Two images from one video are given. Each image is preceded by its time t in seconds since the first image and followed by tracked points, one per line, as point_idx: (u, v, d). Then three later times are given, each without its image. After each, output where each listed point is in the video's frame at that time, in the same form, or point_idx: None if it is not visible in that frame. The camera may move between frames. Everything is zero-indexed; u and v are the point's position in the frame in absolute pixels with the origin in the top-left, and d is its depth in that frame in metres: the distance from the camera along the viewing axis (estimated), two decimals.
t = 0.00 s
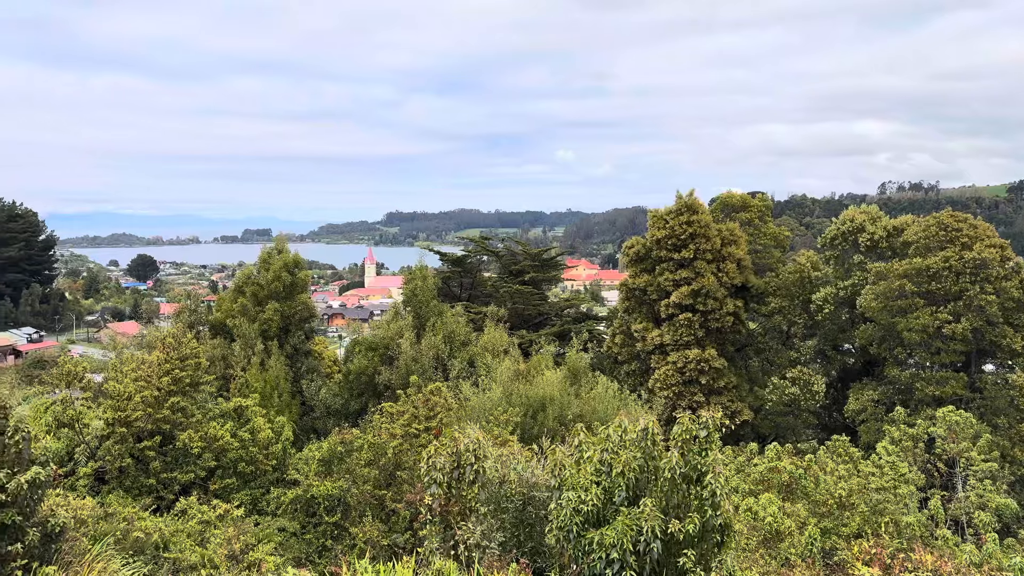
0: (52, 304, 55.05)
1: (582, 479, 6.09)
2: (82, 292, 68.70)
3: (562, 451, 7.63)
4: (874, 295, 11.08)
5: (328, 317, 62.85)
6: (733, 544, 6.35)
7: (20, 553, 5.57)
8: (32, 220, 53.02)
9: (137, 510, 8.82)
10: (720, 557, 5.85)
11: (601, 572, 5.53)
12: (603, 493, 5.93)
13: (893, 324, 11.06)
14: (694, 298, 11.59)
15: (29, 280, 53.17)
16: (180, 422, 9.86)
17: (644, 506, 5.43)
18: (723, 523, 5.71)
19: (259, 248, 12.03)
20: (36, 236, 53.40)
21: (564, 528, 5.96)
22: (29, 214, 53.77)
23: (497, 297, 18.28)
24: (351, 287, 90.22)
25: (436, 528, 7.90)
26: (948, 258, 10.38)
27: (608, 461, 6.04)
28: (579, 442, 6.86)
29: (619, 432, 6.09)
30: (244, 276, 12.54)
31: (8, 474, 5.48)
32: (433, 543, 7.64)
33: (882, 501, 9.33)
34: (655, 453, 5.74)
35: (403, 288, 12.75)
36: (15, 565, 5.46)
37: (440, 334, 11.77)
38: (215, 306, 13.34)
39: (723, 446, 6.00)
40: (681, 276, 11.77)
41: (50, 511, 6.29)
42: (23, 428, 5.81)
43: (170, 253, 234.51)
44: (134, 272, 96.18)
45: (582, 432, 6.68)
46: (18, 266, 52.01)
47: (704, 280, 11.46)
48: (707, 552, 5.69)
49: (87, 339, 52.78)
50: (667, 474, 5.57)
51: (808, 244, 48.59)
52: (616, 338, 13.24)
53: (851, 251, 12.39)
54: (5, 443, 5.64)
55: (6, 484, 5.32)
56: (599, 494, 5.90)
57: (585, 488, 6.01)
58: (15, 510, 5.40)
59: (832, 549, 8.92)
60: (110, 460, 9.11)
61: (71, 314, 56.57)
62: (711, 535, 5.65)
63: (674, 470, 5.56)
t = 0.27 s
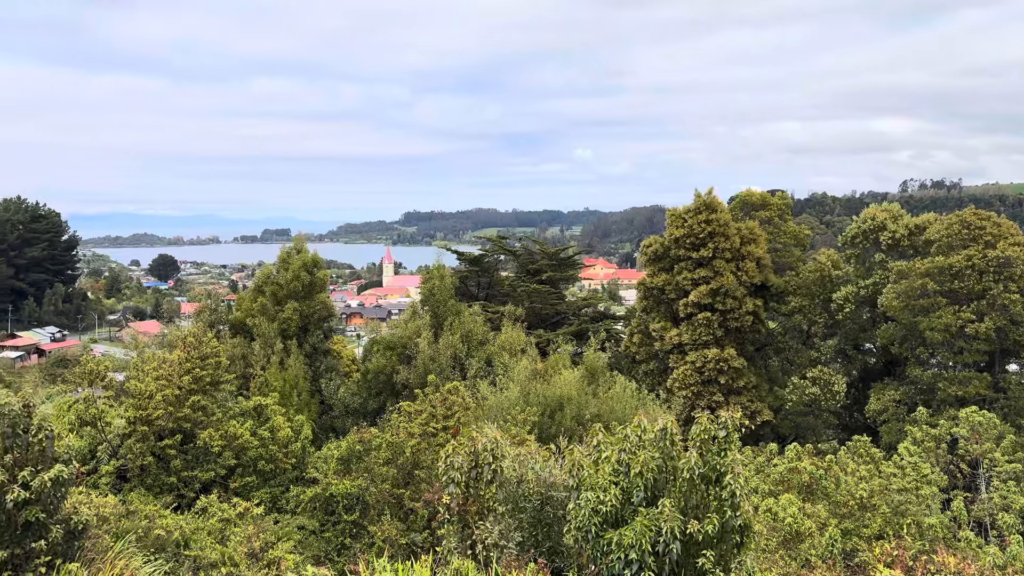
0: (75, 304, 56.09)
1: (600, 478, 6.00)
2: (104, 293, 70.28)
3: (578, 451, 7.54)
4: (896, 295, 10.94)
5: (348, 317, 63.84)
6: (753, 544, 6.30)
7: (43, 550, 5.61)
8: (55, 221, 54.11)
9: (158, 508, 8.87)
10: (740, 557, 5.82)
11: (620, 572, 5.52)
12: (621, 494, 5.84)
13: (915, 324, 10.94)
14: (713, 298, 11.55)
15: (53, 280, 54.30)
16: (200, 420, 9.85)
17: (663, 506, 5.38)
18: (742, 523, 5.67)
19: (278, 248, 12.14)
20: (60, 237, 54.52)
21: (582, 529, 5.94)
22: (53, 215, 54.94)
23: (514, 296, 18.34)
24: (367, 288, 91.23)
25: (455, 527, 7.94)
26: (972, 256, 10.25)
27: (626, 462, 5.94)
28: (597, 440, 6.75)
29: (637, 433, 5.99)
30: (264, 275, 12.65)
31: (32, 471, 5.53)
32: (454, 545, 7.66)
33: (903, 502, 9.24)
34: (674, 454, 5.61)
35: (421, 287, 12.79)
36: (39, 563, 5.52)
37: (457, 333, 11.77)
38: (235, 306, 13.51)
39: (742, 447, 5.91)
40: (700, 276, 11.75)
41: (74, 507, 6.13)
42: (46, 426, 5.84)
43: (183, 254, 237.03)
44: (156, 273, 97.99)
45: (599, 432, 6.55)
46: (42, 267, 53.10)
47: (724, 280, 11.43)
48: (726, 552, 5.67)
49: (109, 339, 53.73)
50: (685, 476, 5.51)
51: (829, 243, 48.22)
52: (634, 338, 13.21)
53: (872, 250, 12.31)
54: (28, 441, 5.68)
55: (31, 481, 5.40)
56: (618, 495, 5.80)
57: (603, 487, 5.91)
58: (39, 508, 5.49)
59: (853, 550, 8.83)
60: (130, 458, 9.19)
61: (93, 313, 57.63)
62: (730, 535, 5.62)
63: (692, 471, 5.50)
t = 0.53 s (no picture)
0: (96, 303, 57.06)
1: (618, 478, 5.98)
2: (125, 293, 71.60)
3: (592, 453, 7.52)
4: (918, 293, 10.78)
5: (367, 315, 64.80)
6: (771, 545, 6.24)
7: (66, 546, 5.65)
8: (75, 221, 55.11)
9: (178, 505, 8.82)
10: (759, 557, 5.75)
11: (638, 572, 5.44)
12: (639, 493, 5.81)
13: (937, 323, 10.83)
14: (731, 297, 11.78)
15: (74, 280, 55.33)
16: (221, 419, 9.94)
17: (682, 506, 5.31)
18: (762, 524, 5.59)
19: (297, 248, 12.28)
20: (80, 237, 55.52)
21: (600, 528, 5.88)
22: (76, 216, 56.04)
23: (531, 295, 18.44)
24: (383, 287, 92.40)
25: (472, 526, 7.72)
26: (994, 255, 10.14)
27: (644, 461, 5.86)
28: (614, 440, 6.70)
29: (655, 432, 5.93)
30: (282, 275, 12.80)
31: (56, 469, 5.57)
32: (469, 543, 7.50)
33: (925, 502, 9.13)
34: (693, 453, 5.60)
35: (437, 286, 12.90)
36: (63, 559, 5.57)
37: (474, 332, 11.81)
38: (254, 305, 13.69)
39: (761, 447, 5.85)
40: (717, 275, 11.98)
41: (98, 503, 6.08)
42: (69, 423, 5.84)
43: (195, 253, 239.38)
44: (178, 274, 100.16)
45: (618, 431, 6.55)
46: (63, 266, 54.13)
47: (742, 280, 11.64)
48: (745, 553, 5.59)
49: (128, 338, 54.60)
50: (704, 475, 5.44)
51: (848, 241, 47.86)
52: (652, 337, 13.54)
53: (893, 248, 12.34)
54: (52, 439, 5.70)
55: (55, 479, 5.46)
56: (636, 495, 5.78)
57: (620, 487, 5.88)
58: (62, 505, 5.56)
59: (874, 551, 8.76)
60: (151, 456, 9.18)
61: (113, 312, 58.65)
62: (750, 536, 5.55)
63: (712, 470, 5.42)
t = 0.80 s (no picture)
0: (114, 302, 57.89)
1: (634, 477, 5.91)
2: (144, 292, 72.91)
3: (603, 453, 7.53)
4: (937, 291, 10.71)
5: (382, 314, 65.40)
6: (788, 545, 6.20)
7: (88, 543, 5.70)
8: (94, 221, 55.99)
9: (196, 504, 8.85)
10: (776, 558, 5.66)
11: (655, 571, 5.35)
12: (656, 493, 5.70)
13: (956, 321, 10.72)
14: (748, 297, 12.43)
15: (93, 279, 56.22)
16: (238, 417, 10.01)
17: (699, 506, 5.20)
18: (779, 523, 5.52)
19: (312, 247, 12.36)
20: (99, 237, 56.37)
21: (616, 528, 5.80)
22: (93, 216, 56.89)
23: (546, 294, 18.50)
24: (397, 286, 93.29)
25: (488, 525, 7.51)
26: (1016, 252, 9.97)
27: (661, 461, 5.77)
28: (629, 438, 6.63)
29: (671, 430, 5.87)
30: (299, 274, 12.96)
31: (77, 466, 5.65)
32: (485, 541, 7.29)
33: (945, 502, 9.02)
34: (709, 453, 5.53)
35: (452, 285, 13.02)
36: (84, 556, 5.61)
37: (489, 331, 11.85)
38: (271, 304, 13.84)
39: (777, 446, 5.78)
40: (734, 275, 12.63)
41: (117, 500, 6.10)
42: (89, 422, 5.89)
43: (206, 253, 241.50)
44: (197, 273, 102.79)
45: (633, 430, 6.49)
46: (82, 266, 55.00)
47: (759, 281, 12.26)
48: (763, 552, 5.51)
49: (147, 336, 55.46)
50: (721, 474, 5.40)
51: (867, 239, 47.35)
52: (669, 334, 14.21)
53: (912, 246, 12.44)
54: (73, 437, 5.76)
55: (75, 476, 5.55)
56: (652, 494, 5.67)
57: (636, 486, 5.81)
58: (83, 502, 5.61)
59: (893, 551, 8.60)
60: (170, 455, 9.24)
61: (132, 311, 59.55)
62: (767, 536, 5.46)
63: (729, 469, 5.37)
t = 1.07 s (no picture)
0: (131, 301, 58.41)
1: (649, 476, 5.87)
2: (161, 288, 73.85)
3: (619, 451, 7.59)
4: (953, 289, 10.67)
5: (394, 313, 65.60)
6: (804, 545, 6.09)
7: (105, 541, 5.72)
8: (110, 222, 56.66)
9: (212, 502, 8.87)
10: (792, 558, 5.54)
11: (669, 572, 5.26)
12: (670, 492, 5.64)
13: (973, 320, 10.65)
14: (762, 295, 12.95)
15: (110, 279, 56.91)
16: (253, 416, 10.06)
17: (713, 505, 5.15)
18: (795, 524, 5.40)
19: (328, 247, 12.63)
20: (114, 237, 57.04)
21: (630, 527, 5.76)
22: (109, 217, 57.40)
23: (559, 293, 18.57)
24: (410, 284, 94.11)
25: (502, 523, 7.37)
26: None
27: (676, 460, 5.70)
28: (644, 437, 6.59)
29: (686, 430, 5.85)
30: (313, 273, 13.13)
31: (94, 465, 5.69)
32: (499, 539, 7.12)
33: (963, 502, 8.93)
34: (724, 453, 5.47)
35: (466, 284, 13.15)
36: (102, 554, 5.64)
37: (502, 330, 11.92)
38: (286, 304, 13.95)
39: (793, 445, 5.63)
40: (748, 273, 13.14)
41: (135, 499, 6.12)
42: (106, 421, 5.93)
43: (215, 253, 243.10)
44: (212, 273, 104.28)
45: (648, 429, 6.45)
46: (98, 266, 55.66)
47: (772, 279, 12.78)
48: (778, 553, 5.39)
49: (163, 334, 56.11)
50: (736, 474, 5.29)
51: (881, 236, 47.01)
52: (684, 331, 14.74)
53: (928, 245, 12.49)
54: (90, 436, 5.79)
55: (92, 475, 5.58)
56: (666, 493, 5.62)
57: (651, 486, 5.76)
58: (100, 500, 5.64)
59: (910, 551, 8.50)
60: (186, 453, 9.28)
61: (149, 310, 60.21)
62: (782, 536, 5.34)
63: (744, 469, 5.27)
